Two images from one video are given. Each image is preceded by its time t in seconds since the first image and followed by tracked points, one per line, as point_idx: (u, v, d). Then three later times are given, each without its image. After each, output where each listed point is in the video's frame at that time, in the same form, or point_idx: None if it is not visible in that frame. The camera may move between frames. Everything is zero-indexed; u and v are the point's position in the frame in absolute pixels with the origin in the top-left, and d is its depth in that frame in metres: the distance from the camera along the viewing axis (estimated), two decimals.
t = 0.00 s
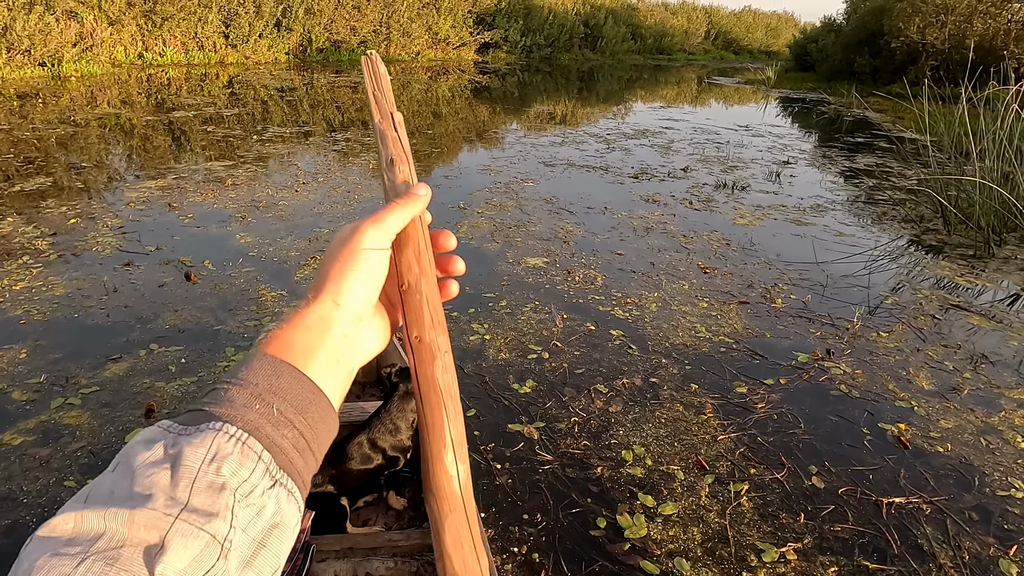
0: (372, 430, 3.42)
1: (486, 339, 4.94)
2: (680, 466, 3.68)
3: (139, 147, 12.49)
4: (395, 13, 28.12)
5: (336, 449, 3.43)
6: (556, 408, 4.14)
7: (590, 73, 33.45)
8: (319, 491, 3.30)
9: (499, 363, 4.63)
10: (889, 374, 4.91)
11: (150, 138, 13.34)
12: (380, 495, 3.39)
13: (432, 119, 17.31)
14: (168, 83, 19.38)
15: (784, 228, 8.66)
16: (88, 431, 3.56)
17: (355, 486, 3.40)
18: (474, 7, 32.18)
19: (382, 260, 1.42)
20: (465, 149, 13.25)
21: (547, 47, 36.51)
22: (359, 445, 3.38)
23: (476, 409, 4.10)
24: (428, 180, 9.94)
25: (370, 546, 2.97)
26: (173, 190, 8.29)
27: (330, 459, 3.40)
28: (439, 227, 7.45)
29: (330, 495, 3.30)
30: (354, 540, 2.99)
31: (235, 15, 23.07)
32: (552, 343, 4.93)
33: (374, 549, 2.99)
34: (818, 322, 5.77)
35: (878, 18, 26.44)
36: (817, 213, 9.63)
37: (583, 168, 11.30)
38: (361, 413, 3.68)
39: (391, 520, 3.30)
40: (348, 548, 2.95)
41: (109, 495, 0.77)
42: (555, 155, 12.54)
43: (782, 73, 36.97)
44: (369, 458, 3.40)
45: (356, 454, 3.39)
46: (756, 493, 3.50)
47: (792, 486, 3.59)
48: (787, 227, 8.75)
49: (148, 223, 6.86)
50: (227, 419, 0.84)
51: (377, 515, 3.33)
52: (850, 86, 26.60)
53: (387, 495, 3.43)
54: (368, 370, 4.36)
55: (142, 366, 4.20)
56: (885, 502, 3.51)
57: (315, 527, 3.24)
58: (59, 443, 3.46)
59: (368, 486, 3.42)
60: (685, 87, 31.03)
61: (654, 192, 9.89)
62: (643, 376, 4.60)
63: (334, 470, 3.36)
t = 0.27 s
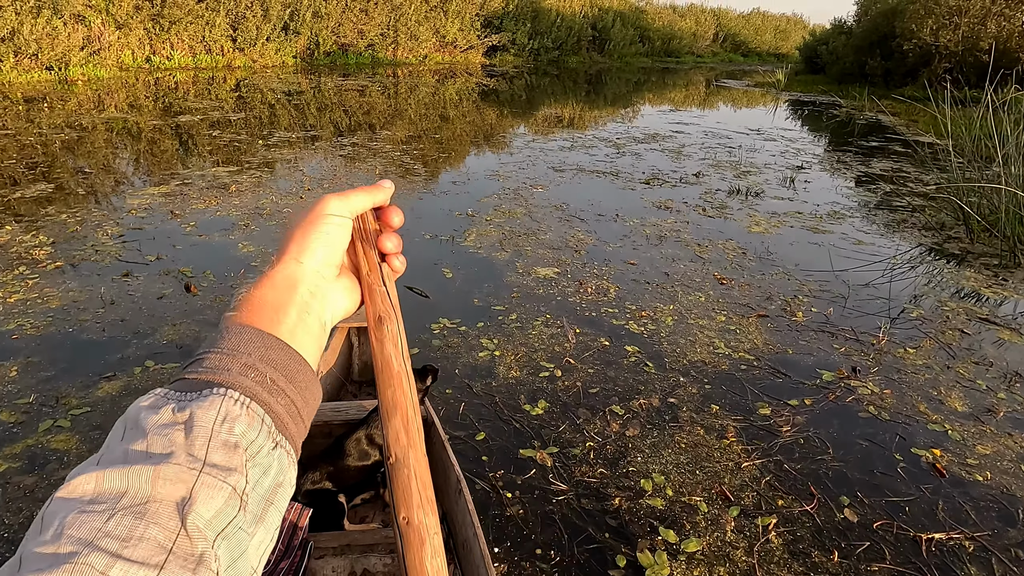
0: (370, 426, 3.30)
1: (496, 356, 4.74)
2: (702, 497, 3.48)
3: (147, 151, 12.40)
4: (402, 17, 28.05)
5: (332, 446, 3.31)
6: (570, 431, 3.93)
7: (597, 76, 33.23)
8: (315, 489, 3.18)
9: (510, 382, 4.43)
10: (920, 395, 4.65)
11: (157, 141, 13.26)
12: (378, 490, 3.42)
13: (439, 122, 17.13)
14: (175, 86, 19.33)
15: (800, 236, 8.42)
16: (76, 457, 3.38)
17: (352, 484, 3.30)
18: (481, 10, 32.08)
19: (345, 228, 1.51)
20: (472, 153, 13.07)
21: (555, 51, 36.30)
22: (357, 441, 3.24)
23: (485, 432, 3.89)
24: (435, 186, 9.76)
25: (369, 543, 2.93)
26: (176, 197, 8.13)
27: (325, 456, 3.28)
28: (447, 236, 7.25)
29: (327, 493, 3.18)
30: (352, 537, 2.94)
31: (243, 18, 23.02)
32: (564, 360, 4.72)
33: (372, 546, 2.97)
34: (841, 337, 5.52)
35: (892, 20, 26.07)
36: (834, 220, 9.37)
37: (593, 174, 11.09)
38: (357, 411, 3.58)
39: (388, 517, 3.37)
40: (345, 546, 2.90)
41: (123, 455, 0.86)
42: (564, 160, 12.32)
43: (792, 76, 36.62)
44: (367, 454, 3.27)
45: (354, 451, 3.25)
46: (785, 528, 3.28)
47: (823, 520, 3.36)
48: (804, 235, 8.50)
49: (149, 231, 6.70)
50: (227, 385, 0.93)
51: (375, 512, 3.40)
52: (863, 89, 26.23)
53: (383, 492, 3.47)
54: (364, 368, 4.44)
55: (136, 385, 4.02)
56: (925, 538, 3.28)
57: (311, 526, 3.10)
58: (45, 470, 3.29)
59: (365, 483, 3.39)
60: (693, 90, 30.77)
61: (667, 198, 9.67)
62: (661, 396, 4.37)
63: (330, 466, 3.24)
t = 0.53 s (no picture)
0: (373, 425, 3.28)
1: (511, 376, 4.50)
2: (735, 538, 3.24)
3: (156, 155, 12.31)
4: (412, 20, 27.92)
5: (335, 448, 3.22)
6: (590, 460, 3.70)
7: (607, 79, 33.00)
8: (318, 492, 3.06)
9: (526, 406, 4.19)
10: (962, 422, 4.37)
11: (167, 145, 13.18)
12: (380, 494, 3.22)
13: (448, 126, 16.96)
14: (185, 90, 19.29)
15: (823, 246, 8.15)
16: (64, 489, 3.17)
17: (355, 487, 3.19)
18: (491, 13, 31.92)
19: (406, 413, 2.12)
20: (482, 157, 12.86)
21: (565, 54, 36.10)
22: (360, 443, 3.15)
23: (499, 460, 3.67)
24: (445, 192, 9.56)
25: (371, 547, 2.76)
26: (181, 204, 7.95)
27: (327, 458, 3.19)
28: (457, 246, 7.02)
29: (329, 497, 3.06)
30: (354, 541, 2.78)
31: (252, 22, 22.98)
32: (582, 381, 4.48)
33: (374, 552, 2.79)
34: (873, 356, 5.24)
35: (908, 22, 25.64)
36: (856, 229, 9.09)
37: (606, 180, 10.85)
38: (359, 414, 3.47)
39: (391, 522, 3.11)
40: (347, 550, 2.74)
41: None
42: (577, 166, 12.08)
43: (804, 79, 36.23)
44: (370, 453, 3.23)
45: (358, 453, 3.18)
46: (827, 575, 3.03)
47: (867, 565, 3.11)
48: (827, 245, 8.24)
49: (152, 241, 6.52)
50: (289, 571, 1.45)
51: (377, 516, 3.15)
52: (877, 92, 25.85)
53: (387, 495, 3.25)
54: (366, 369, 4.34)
55: (131, 408, 3.81)
56: None
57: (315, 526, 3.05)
58: (31, 505, 3.09)
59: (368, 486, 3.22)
60: (703, 93, 30.47)
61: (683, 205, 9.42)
62: (687, 422, 4.13)
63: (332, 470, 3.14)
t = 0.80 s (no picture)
0: (380, 434, 3.30)
1: (531, 403, 4.22)
2: None
3: (164, 158, 12.12)
4: (422, 23, 27.71)
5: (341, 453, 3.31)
6: (620, 501, 3.41)
7: (618, 82, 32.64)
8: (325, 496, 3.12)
9: (548, 437, 3.90)
10: (1020, 457, 4.04)
11: (175, 149, 13.00)
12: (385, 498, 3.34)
13: (459, 129, 16.68)
14: (194, 93, 19.14)
15: (851, 258, 7.82)
16: (48, 534, 2.92)
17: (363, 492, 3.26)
18: (501, 16, 31.70)
19: None
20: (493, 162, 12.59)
21: (575, 56, 35.75)
22: (366, 449, 3.24)
23: (521, 500, 3.37)
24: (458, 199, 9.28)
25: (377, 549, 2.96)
26: (185, 213, 7.69)
27: (334, 463, 3.28)
28: (472, 258, 6.72)
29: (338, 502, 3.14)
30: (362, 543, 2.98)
31: (262, 25, 22.82)
32: (608, 410, 4.19)
33: (381, 553, 2.98)
34: (916, 381, 4.90)
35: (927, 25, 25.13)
36: (884, 239, 8.73)
37: (622, 187, 10.54)
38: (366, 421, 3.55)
39: (396, 524, 3.30)
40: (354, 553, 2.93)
41: None
42: (591, 172, 11.78)
43: (818, 81, 35.72)
44: (376, 461, 3.24)
45: (363, 459, 3.25)
46: None
47: None
48: (856, 257, 7.90)
49: (153, 252, 6.28)
50: None
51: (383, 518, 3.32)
52: (895, 96, 25.37)
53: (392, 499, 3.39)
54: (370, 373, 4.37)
55: (125, 439, 3.55)
56: None
57: (322, 531, 3.11)
58: (11, 551, 2.84)
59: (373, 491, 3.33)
60: (714, 96, 30.07)
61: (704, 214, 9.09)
62: (723, 457, 3.83)
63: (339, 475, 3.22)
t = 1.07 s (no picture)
0: (385, 437, 3.05)
1: (553, 434, 3.92)
2: None
3: (169, 162, 11.89)
4: (429, 25, 27.44)
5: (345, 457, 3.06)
6: (654, 549, 3.10)
7: (626, 84, 32.32)
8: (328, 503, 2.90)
9: (572, 473, 3.60)
10: None
11: (179, 152, 12.75)
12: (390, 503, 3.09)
13: (467, 133, 16.40)
14: (199, 96, 18.95)
15: (881, 270, 7.48)
16: None
17: (366, 499, 3.01)
18: (509, 18, 31.44)
19: None
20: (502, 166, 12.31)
21: (583, 59, 35.43)
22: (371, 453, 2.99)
23: (545, 547, 3.07)
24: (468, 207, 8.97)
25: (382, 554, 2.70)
26: (187, 222, 7.43)
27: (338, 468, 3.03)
28: (485, 271, 6.41)
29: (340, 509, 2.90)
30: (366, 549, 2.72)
31: (268, 27, 22.61)
32: (636, 442, 3.88)
33: (385, 558, 2.72)
34: (964, 409, 4.56)
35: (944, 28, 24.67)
36: (913, 251, 8.39)
37: (637, 194, 10.23)
38: (370, 421, 3.32)
39: (401, 528, 3.04)
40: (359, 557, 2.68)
41: None
42: (604, 178, 11.47)
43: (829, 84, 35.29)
44: (382, 466, 3.00)
45: (368, 462, 2.99)
46: None
47: None
48: (886, 269, 7.55)
49: (152, 264, 6.00)
50: None
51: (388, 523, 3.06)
52: (909, 99, 24.96)
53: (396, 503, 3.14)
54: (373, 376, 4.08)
55: (113, 476, 3.27)
56: None
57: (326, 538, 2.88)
58: None
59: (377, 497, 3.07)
60: (723, 99, 29.71)
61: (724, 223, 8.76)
62: (764, 497, 3.51)
63: (342, 480, 2.97)
